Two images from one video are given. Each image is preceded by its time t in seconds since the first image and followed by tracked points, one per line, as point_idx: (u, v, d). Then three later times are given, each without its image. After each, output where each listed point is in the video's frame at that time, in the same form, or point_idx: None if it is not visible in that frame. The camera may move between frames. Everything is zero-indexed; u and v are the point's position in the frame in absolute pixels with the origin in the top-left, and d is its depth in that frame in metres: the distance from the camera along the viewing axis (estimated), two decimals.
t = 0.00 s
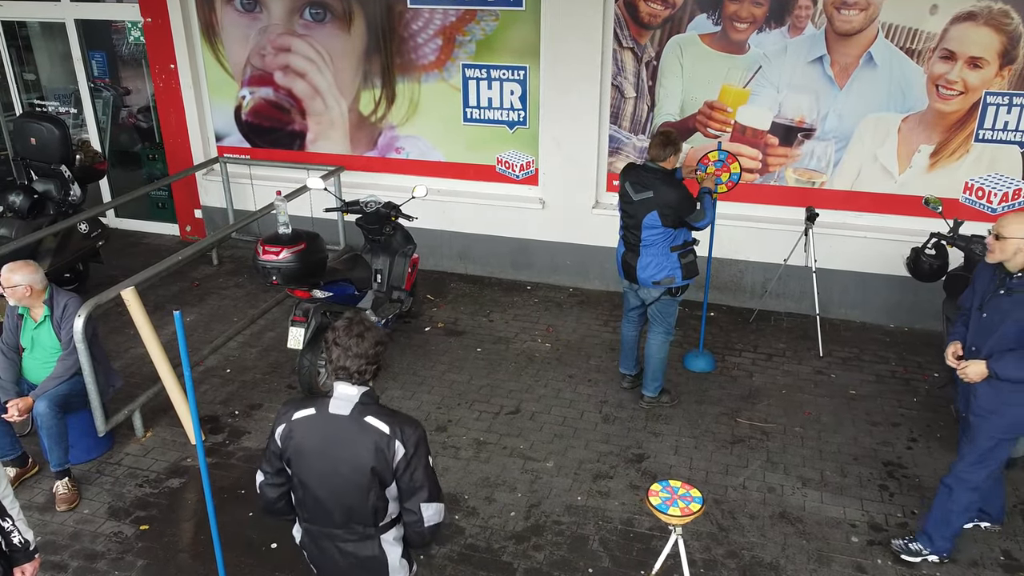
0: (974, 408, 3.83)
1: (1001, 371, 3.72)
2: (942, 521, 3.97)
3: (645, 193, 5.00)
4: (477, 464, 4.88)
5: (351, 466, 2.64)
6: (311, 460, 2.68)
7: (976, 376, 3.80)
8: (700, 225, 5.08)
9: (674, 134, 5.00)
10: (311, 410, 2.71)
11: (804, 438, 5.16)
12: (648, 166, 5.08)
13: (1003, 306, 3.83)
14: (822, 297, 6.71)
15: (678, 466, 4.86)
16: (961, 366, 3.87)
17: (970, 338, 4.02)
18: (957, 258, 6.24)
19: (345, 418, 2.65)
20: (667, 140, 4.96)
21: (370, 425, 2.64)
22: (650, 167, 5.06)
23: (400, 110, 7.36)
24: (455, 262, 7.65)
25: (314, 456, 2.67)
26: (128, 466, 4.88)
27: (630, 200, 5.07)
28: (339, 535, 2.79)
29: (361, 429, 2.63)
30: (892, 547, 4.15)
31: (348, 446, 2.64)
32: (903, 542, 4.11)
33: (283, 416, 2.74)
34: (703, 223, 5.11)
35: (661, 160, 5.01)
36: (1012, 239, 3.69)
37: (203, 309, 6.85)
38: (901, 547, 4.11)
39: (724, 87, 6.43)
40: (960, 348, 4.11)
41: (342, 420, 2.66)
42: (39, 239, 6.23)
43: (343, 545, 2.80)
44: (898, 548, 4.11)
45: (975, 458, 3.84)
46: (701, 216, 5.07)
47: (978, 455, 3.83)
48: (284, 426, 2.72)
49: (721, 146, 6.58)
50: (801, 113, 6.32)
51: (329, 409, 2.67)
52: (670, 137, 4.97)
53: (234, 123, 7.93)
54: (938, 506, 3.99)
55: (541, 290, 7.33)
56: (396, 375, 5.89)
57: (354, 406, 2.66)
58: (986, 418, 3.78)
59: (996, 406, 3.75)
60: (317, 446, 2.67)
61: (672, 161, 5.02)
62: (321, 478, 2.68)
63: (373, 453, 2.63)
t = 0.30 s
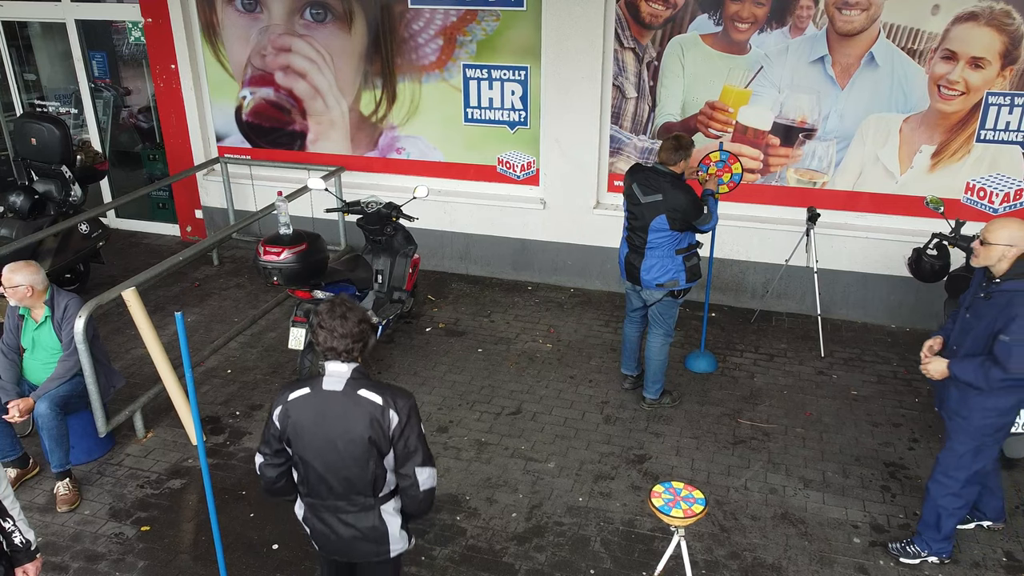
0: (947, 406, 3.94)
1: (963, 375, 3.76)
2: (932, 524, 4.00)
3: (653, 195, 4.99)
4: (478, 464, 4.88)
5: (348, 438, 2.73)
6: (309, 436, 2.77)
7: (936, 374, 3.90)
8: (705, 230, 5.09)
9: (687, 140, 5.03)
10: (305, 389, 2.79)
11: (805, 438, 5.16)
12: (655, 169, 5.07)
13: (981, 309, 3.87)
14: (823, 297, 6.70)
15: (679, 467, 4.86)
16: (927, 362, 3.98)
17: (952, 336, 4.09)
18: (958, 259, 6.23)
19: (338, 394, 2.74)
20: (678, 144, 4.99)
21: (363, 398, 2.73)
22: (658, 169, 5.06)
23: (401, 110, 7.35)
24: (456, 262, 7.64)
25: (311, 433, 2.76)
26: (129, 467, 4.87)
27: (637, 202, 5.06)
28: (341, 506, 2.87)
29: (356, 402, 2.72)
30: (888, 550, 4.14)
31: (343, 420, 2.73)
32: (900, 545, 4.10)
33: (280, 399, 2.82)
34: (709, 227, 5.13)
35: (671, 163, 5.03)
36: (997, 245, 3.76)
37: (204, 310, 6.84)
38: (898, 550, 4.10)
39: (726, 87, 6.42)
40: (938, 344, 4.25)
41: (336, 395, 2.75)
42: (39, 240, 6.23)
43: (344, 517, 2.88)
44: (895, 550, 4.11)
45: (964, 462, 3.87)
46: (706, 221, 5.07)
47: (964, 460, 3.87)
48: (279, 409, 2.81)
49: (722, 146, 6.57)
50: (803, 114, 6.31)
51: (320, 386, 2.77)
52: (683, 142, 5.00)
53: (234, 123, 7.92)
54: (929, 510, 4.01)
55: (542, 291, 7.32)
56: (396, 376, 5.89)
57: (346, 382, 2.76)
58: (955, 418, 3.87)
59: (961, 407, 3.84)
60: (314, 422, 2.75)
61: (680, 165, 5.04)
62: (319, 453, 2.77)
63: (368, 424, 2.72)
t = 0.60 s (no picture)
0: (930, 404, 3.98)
1: (937, 376, 3.80)
2: (930, 525, 4.01)
3: (659, 196, 4.99)
4: (479, 464, 4.88)
5: (354, 417, 2.81)
6: (316, 423, 2.81)
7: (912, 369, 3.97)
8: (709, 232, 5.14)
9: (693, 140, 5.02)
10: (302, 381, 2.83)
11: (807, 438, 5.16)
12: (662, 170, 5.06)
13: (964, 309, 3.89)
14: (825, 297, 6.70)
15: (681, 467, 4.86)
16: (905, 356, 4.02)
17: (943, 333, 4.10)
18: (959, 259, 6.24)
19: (338, 379, 2.80)
20: (685, 146, 4.99)
21: (363, 377, 2.82)
22: (664, 170, 5.06)
23: (402, 110, 7.35)
24: (457, 262, 7.64)
25: (317, 420, 2.80)
26: (130, 467, 4.87)
27: (643, 202, 5.06)
28: (349, 485, 2.95)
29: (357, 383, 2.81)
30: (890, 551, 4.14)
31: (347, 402, 2.80)
32: (901, 545, 4.10)
33: (275, 396, 2.84)
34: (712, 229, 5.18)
35: (676, 164, 5.02)
36: (983, 246, 3.79)
37: (205, 310, 6.84)
38: (899, 550, 4.10)
39: (727, 87, 6.42)
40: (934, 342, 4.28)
41: (336, 380, 2.81)
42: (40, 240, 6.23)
43: (353, 494, 2.96)
44: (896, 550, 4.11)
45: (955, 466, 3.87)
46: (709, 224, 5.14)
47: (955, 464, 3.87)
48: (279, 404, 2.82)
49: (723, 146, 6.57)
50: (804, 114, 6.31)
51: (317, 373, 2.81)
52: (688, 142, 5.00)
53: (235, 123, 7.92)
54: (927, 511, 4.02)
55: (543, 291, 7.32)
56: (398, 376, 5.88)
57: (341, 366, 2.82)
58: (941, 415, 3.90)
59: (939, 403, 3.90)
60: (319, 409, 2.80)
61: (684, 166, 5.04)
62: (328, 437, 2.82)
63: (372, 400, 2.83)
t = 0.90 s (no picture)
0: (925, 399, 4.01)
1: (931, 368, 3.82)
2: (927, 523, 4.03)
3: (660, 197, 5.00)
4: (481, 464, 4.88)
5: (369, 397, 3.06)
6: (337, 413, 3.00)
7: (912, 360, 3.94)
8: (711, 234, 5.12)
9: (694, 140, 5.00)
10: (315, 376, 2.97)
11: (808, 438, 5.16)
12: (664, 170, 5.08)
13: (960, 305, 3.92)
14: (825, 297, 6.70)
15: (682, 467, 4.85)
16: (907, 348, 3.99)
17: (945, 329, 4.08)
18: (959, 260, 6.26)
19: (350, 366, 3.02)
20: (687, 145, 4.98)
21: (368, 358, 3.09)
22: (666, 170, 5.07)
23: (402, 110, 7.35)
24: (458, 262, 7.64)
25: (337, 409, 2.99)
26: (131, 467, 4.87)
27: (644, 202, 5.07)
28: (363, 466, 3.18)
29: (366, 364, 3.06)
30: (891, 551, 4.13)
31: (361, 385, 3.04)
32: (902, 544, 4.10)
33: (292, 399, 2.94)
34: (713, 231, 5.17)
35: (678, 164, 5.04)
36: (988, 241, 3.81)
37: (206, 309, 6.84)
38: (900, 549, 4.10)
39: (728, 87, 6.42)
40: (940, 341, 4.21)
41: (349, 367, 3.02)
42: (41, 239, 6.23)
43: (367, 474, 3.19)
44: (897, 550, 4.10)
45: (950, 463, 3.88)
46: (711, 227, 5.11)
47: (949, 461, 3.88)
48: (301, 404, 2.94)
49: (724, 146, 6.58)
50: (805, 113, 6.31)
51: (330, 365, 2.98)
52: (691, 142, 4.99)
53: (236, 123, 7.93)
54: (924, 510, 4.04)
55: (544, 290, 7.32)
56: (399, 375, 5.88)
57: (347, 354, 3.03)
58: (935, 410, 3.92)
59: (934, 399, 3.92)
60: (338, 399, 2.99)
61: (686, 165, 5.04)
62: (348, 423, 3.03)
63: (380, 377, 3.11)
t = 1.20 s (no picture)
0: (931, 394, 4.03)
1: (941, 358, 3.85)
2: (928, 521, 4.03)
3: (660, 197, 5.00)
4: (481, 464, 4.88)
5: (371, 372, 3.28)
6: (354, 391, 3.18)
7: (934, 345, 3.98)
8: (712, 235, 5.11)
9: (694, 140, 5.00)
10: (330, 360, 3.13)
11: (808, 437, 5.16)
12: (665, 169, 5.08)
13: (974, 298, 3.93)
14: (826, 296, 6.70)
15: (682, 466, 4.85)
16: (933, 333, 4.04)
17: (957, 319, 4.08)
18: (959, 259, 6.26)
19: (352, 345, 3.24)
20: (687, 145, 4.99)
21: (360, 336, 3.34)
22: (667, 170, 5.07)
23: (403, 110, 7.35)
24: (458, 262, 7.64)
25: (354, 387, 3.18)
26: (132, 466, 4.87)
27: (645, 202, 5.07)
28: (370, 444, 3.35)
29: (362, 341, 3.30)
30: (892, 550, 4.13)
31: (364, 361, 3.26)
32: (903, 544, 4.10)
33: (316, 387, 3.07)
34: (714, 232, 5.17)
35: (678, 164, 5.03)
36: (1006, 237, 3.71)
37: (206, 309, 6.85)
38: (901, 549, 4.10)
39: (728, 86, 6.43)
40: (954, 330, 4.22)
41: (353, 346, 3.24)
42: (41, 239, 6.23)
43: (374, 452, 3.37)
44: (898, 550, 4.10)
45: (952, 460, 3.88)
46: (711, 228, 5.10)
47: (951, 457, 3.87)
48: (324, 390, 3.08)
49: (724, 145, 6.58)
50: (805, 113, 6.31)
51: (336, 347, 3.17)
52: (691, 142, 4.99)
53: (236, 123, 7.93)
54: (925, 509, 4.04)
55: (545, 290, 7.32)
56: (400, 375, 5.88)
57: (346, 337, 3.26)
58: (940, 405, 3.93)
59: (941, 394, 3.93)
60: (354, 377, 3.18)
61: (687, 165, 5.03)
62: (362, 399, 3.22)
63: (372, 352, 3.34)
